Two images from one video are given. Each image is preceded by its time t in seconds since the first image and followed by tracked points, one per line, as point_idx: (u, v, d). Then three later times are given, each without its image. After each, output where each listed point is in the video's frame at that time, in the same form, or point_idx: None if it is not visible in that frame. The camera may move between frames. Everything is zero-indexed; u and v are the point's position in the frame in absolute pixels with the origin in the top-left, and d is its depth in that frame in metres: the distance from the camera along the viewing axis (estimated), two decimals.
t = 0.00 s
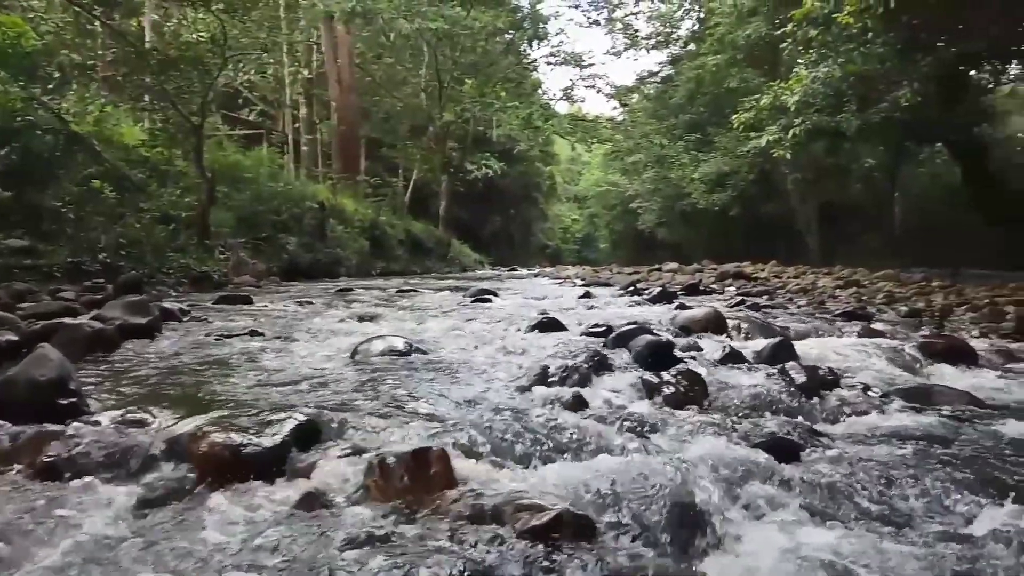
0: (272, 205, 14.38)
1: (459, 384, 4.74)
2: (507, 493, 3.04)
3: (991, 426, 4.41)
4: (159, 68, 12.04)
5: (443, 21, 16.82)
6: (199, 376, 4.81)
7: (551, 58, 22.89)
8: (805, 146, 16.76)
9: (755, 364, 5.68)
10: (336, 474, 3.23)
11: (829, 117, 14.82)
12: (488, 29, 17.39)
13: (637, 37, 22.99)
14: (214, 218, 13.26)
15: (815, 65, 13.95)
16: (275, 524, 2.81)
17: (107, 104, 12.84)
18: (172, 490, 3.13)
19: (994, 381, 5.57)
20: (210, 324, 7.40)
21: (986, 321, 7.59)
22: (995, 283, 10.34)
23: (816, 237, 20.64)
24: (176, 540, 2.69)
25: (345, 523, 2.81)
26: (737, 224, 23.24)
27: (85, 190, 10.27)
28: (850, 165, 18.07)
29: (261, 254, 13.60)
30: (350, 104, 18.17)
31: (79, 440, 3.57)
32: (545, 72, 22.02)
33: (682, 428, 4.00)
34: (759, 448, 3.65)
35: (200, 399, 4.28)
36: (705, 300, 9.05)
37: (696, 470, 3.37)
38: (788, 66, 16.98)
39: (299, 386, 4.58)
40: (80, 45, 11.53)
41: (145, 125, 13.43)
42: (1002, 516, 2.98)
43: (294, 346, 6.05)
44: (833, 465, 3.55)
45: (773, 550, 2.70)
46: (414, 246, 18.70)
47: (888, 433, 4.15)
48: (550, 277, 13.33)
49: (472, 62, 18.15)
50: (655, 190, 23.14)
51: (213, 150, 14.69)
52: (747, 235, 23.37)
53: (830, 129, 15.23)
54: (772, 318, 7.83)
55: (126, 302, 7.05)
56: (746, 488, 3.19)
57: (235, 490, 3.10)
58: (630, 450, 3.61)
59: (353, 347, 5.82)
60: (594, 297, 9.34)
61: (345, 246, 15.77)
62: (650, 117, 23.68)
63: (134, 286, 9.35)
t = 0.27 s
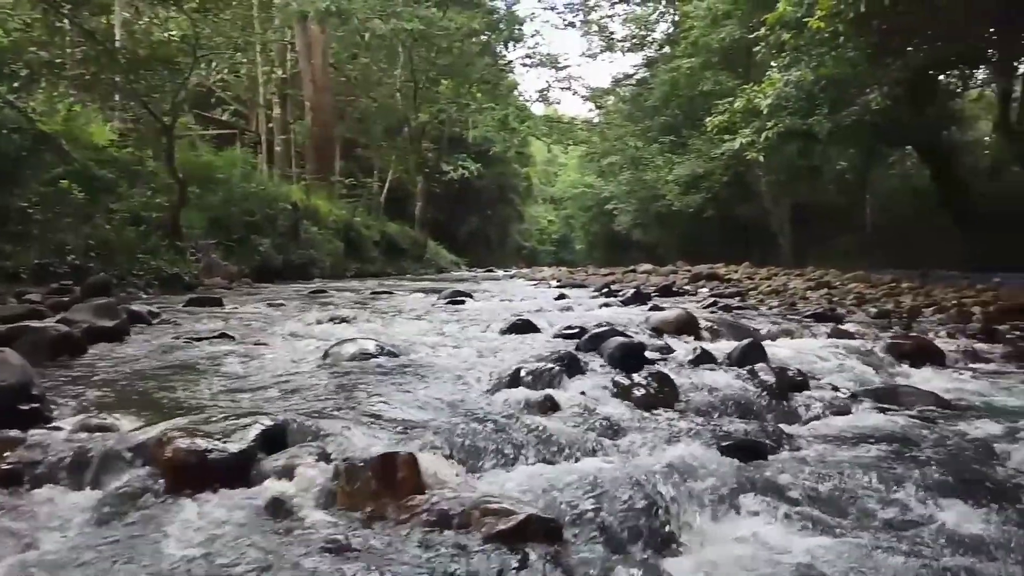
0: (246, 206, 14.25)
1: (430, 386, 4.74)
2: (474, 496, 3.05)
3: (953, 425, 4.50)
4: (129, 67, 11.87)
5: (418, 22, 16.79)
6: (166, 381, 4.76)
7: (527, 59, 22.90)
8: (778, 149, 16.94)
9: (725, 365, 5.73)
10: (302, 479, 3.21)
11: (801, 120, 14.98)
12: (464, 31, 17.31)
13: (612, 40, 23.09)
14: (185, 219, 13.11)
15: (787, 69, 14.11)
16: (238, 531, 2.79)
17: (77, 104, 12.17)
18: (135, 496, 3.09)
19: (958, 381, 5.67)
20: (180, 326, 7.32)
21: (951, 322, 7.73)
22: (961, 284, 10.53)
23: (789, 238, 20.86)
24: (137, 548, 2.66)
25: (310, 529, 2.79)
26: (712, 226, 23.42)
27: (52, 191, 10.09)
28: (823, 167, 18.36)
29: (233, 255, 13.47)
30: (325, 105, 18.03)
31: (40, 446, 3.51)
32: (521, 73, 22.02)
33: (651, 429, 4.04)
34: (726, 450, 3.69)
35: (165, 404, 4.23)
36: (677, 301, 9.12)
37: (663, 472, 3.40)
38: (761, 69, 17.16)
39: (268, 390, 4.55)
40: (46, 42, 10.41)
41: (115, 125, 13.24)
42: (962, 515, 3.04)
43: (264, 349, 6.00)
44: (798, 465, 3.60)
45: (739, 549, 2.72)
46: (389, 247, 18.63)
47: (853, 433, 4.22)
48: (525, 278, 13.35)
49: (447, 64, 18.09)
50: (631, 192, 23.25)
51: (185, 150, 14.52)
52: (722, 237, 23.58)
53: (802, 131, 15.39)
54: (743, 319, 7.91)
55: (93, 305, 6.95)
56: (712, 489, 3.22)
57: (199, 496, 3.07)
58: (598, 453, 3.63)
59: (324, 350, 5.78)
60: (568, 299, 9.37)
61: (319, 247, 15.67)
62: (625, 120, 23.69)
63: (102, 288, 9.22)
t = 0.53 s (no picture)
0: (227, 206, 14.14)
1: (410, 388, 4.73)
2: (453, 499, 3.04)
3: (931, 425, 4.53)
4: (109, 66, 11.75)
5: (401, 22, 16.74)
6: (144, 383, 4.71)
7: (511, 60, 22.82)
8: (759, 150, 17.04)
9: (706, 365, 5.76)
10: (279, 482, 3.18)
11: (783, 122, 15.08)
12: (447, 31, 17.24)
13: (596, 41, 23.12)
14: (165, 219, 12.99)
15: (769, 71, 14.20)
16: (214, 534, 2.76)
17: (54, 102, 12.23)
18: (109, 499, 3.05)
19: (935, 381, 5.72)
20: (160, 327, 7.25)
21: (931, 322, 7.79)
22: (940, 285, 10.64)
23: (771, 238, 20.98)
24: (110, 551, 2.63)
25: (286, 531, 2.78)
26: (695, 227, 23.53)
27: (30, 190, 9.96)
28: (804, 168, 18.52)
29: (213, 256, 13.37)
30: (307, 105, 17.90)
31: (13, 449, 3.47)
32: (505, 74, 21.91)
33: (631, 430, 4.04)
34: (704, 451, 3.70)
35: (143, 406, 4.18)
36: (660, 302, 9.15)
37: (643, 473, 3.40)
38: (744, 71, 17.26)
39: (247, 392, 4.51)
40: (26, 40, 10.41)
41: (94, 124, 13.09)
42: (938, 514, 3.07)
43: (243, 350, 5.95)
44: (775, 465, 3.62)
45: (719, 552, 2.73)
46: (372, 248, 18.55)
47: (832, 433, 4.25)
48: (509, 279, 13.34)
49: (430, 64, 17.97)
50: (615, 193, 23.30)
51: (165, 150, 14.39)
52: (705, 238, 23.69)
53: (784, 133, 15.49)
54: (724, 320, 7.94)
55: (71, 306, 6.87)
56: (690, 490, 3.23)
57: (175, 499, 3.05)
58: (578, 454, 3.64)
59: (304, 352, 5.75)
60: (551, 300, 9.38)
61: (301, 248, 15.58)
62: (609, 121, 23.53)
63: (80, 289, 9.12)
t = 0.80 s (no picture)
0: (202, 206, 14.00)
1: (384, 390, 4.70)
2: (424, 501, 3.03)
3: (901, 425, 4.58)
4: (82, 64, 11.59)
5: (378, 21, 16.69)
6: (113, 386, 4.64)
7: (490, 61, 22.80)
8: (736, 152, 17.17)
9: (681, 366, 5.78)
10: (249, 485, 3.15)
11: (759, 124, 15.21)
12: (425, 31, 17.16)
13: (574, 43, 23.21)
14: (140, 219, 12.83)
15: (746, 73, 14.31)
16: (181, 539, 2.72)
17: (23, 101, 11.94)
18: (75, 505, 2.99)
19: (906, 380, 5.79)
20: (132, 329, 7.15)
21: (903, 322, 7.88)
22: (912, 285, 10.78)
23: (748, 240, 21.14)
24: (76, 556, 2.59)
25: (255, 535, 2.74)
26: (672, 228, 23.66)
27: None
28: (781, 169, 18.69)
29: (188, 256, 13.23)
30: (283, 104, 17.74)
31: None
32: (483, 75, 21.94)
33: (605, 431, 4.04)
34: (677, 452, 3.71)
35: (111, 409, 4.12)
36: (636, 303, 9.18)
37: (616, 474, 3.41)
38: (720, 73, 17.38)
39: (218, 395, 4.45)
40: None
41: (66, 123, 12.90)
42: (909, 511, 3.10)
43: (216, 352, 5.88)
44: (747, 465, 3.64)
45: (694, 552, 2.72)
46: (350, 248, 18.45)
47: (804, 433, 4.28)
48: (486, 279, 13.33)
49: (409, 64, 17.94)
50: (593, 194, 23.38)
51: (139, 149, 14.21)
52: (682, 239, 23.82)
53: (761, 136, 15.60)
54: (700, 320, 7.98)
55: (40, 308, 6.75)
56: (664, 491, 3.23)
57: (143, 503, 3.00)
58: (550, 455, 3.63)
59: (277, 353, 5.70)
60: (528, 300, 9.37)
61: (277, 248, 15.47)
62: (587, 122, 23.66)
63: (51, 290, 8.96)
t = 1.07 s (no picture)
0: (174, 206, 13.82)
1: (354, 391, 4.69)
2: (389, 502, 3.02)
3: (868, 424, 4.64)
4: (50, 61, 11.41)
5: (353, 21, 16.62)
6: (78, 388, 4.58)
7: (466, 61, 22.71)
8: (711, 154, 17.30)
9: (653, 366, 5.82)
10: (214, 486, 3.12)
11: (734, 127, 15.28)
12: (401, 31, 17.10)
13: (551, 44, 23.26)
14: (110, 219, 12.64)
15: (720, 75, 14.42)
16: (143, 541, 2.67)
17: None
18: (35, 508, 2.94)
19: (873, 379, 5.87)
20: (100, 331, 7.05)
21: (872, 322, 7.98)
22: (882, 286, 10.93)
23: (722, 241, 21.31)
24: (33, 557, 2.55)
25: (218, 536, 2.72)
26: (648, 228, 23.79)
27: None
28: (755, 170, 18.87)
29: (160, 257, 13.07)
30: (256, 103, 17.54)
31: None
32: (460, 75, 21.89)
33: (575, 431, 4.05)
34: (646, 452, 3.73)
35: (75, 412, 4.06)
36: (611, 303, 9.21)
37: (584, 476, 3.41)
38: (695, 75, 17.51)
39: (186, 397, 4.41)
40: None
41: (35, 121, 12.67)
42: (874, 511, 3.13)
43: (185, 354, 5.80)
44: (714, 465, 3.67)
45: (660, 554, 2.72)
46: (325, 248, 18.32)
47: (773, 432, 4.31)
48: (462, 280, 13.30)
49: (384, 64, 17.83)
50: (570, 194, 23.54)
51: (110, 148, 14.00)
52: (658, 240, 23.98)
53: (735, 138, 15.70)
54: (673, 321, 8.03)
55: (6, 309, 6.64)
56: (631, 494, 3.24)
57: (105, 505, 2.96)
58: (519, 455, 3.64)
59: (247, 355, 5.65)
60: (502, 301, 9.38)
61: (251, 248, 15.33)
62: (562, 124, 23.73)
63: (18, 292, 8.81)
